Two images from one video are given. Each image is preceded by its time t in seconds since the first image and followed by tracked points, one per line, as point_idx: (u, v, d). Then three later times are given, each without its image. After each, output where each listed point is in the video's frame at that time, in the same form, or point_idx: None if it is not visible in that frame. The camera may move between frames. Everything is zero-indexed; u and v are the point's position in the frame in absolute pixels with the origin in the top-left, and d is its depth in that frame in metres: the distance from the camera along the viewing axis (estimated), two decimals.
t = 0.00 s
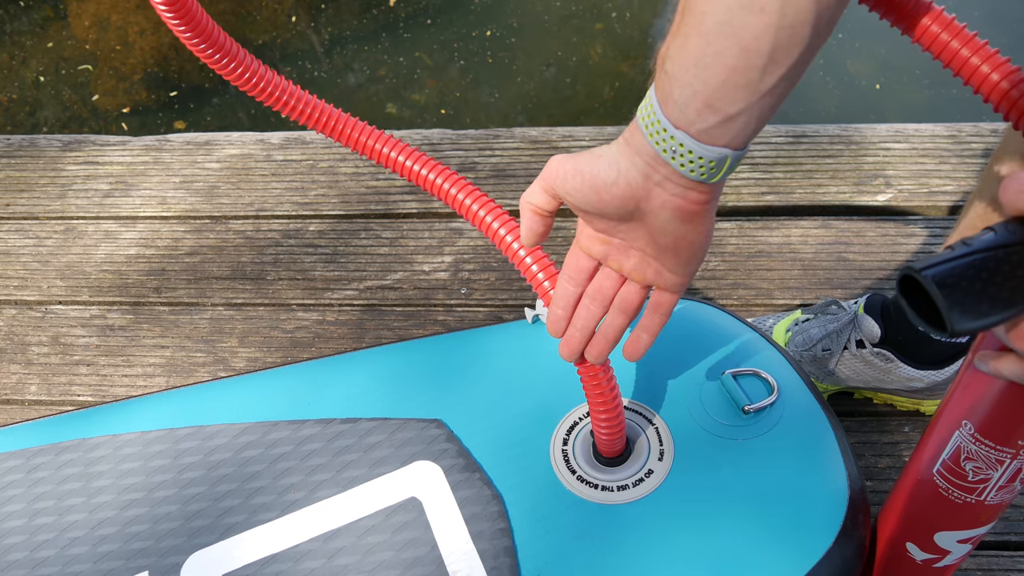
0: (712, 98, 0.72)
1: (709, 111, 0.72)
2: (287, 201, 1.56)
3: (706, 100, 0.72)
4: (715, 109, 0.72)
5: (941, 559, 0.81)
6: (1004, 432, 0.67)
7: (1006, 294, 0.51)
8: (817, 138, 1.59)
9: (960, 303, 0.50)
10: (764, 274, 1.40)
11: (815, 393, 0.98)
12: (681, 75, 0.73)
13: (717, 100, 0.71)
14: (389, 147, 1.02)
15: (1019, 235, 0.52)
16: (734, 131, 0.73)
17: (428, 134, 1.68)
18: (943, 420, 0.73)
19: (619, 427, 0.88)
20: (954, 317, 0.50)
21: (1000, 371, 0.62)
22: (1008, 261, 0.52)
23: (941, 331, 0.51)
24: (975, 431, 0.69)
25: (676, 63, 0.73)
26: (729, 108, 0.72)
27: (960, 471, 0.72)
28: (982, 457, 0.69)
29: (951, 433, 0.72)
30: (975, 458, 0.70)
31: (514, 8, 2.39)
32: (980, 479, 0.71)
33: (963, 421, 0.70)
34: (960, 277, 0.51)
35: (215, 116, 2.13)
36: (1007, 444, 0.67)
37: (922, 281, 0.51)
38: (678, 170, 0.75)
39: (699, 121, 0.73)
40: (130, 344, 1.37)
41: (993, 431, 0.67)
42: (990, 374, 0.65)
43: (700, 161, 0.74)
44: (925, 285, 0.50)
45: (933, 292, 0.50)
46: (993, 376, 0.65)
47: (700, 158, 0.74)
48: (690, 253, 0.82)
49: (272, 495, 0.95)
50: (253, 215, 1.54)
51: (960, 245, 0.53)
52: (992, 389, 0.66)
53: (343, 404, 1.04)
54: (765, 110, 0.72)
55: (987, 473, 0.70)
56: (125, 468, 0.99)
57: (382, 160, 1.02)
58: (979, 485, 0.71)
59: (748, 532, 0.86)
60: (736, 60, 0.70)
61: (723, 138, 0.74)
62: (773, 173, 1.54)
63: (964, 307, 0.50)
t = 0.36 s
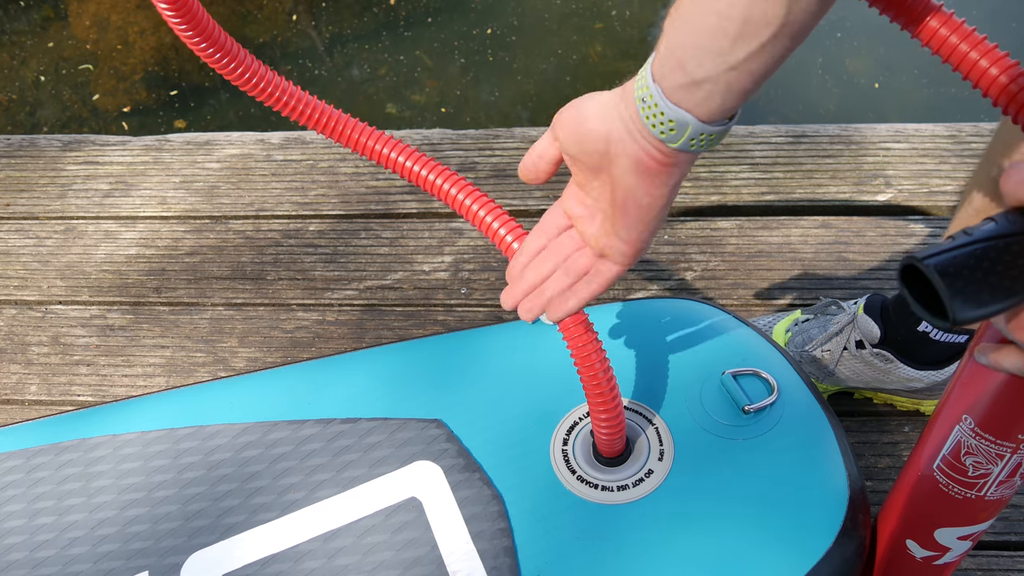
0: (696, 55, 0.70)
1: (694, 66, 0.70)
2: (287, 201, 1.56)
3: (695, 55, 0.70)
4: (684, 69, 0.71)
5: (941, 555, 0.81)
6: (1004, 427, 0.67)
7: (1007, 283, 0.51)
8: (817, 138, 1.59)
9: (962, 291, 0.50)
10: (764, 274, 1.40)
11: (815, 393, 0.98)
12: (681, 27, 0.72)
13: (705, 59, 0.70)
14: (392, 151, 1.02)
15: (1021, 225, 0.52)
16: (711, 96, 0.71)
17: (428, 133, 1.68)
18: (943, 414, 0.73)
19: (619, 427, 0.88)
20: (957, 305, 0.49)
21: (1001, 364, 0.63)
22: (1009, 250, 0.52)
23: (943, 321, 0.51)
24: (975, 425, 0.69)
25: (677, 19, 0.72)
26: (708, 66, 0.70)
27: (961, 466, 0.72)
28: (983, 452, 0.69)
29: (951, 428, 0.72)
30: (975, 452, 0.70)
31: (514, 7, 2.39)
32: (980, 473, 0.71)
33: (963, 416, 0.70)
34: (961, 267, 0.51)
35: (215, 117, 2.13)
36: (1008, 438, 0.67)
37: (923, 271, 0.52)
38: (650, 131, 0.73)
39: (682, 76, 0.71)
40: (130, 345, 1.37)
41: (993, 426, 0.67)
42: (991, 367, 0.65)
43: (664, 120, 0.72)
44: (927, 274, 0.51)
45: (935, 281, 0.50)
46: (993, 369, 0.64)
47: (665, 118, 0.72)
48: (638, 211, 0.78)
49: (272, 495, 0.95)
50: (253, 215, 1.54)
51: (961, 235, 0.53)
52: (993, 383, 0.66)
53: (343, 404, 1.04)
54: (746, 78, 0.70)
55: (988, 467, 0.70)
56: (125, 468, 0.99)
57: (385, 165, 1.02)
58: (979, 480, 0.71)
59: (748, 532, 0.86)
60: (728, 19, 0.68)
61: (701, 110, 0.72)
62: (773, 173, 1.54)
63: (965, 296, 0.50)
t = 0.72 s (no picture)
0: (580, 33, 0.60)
1: (584, 44, 0.60)
2: (287, 201, 1.56)
3: (575, 38, 0.61)
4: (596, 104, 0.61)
5: (941, 549, 0.81)
6: (1002, 413, 0.66)
7: (1006, 260, 0.51)
8: (817, 138, 1.59)
9: (963, 269, 0.50)
10: (764, 274, 1.40)
11: (815, 393, 0.98)
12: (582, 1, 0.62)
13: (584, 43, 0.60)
14: (376, 161, 0.96)
15: (1018, 204, 0.52)
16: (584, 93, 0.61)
17: (428, 134, 1.67)
18: (941, 403, 0.73)
19: (619, 427, 0.88)
20: (958, 283, 0.49)
21: (997, 347, 0.62)
22: (1008, 229, 0.52)
23: (944, 298, 0.51)
24: (973, 413, 0.68)
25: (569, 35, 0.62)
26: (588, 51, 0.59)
27: (959, 455, 0.72)
28: (980, 440, 0.69)
29: (949, 416, 0.71)
30: (973, 440, 0.69)
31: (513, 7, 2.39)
32: (978, 462, 0.70)
33: (961, 403, 0.69)
34: (963, 245, 0.51)
35: (215, 118, 2.13)
36: (1005, 424, 0.66)
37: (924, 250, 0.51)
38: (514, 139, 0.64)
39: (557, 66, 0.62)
40: (130, 344, 1.37)
41: (991, 413, 0.67)
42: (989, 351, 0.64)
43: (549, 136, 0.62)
44: (929, 252, 0.50)
45: (937, 258, 0.50)
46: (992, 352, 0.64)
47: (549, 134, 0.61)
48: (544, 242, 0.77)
49: (272, 495, 0.95)
50: (253, 215, 1.54)
51: (960, 214, 0.53)
52: (992, 367, 0.65)
53: (343, 404, 1.04)
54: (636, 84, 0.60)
55: (985, 455, 0.69)
56: (125, 468, 0.99)
57: (369, 176, 0.96)
58: (977, 469, 0.71)
59: (748, 532, 0.86)
60: None
61: (569, 115, 0.62)
62: (773, 173, 1.54)
63: (967, 273, 0.50)
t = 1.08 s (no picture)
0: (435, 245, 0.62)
1: (454, 233, 0.60)
2: (287, 201, 1.56)
3: (429, 238, 0.62)
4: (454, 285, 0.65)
5: (943, 550, 0.80)
6: (1010, 414, 0.66)
7: None
8: (816, 138, 1.59)
9: (986, 271, 0.49)
10: (763, 274, 1.40)
11: (815, 393, 0.98)
12: (420, 165, 0.58)
13: (449, 265, 0.63)
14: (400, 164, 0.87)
15: None
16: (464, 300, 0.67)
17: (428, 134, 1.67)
18: (948, 404, 0.73)
19: (619, 427, 0.88)
20: (981, 284, 0.48)
21: (1009, 348, 0.62)
22: None
23: (966, 301, 0.49)
24: (981, 413, 0.68)
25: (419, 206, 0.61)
26: (451, 269, 0.63)
27: (965, 456, 0.71)
28: (987, 440, 0.69)
29: (956, 417, 0.71)
30: (981, 441, 0.69)
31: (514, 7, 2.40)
32: (985, 463, 0.70)
33: (968, 404, 0.69)
34: (982, 246, 0.50)
35: (215, 118, 2.13)
36: (1013, 425, 0.66)
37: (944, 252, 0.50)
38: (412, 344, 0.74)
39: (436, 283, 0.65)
40: (130, 344, 1.37)
41: (998, 413, 0.67)
42: (997, 352, 0.64)
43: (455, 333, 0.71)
44: (948, 254, 0.49)
45: (957, 259, 0.48)
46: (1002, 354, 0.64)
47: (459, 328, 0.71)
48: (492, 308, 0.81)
49: (272, 495, 0.95)
50: (253, 215, 1.54)
51: (978, 217, 0.52)
52: (999, 368, 0.65)
53: (343, 404, 1.04)
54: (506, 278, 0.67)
55: (993, 456, 0.69)
56: (125, 467, 0.99)
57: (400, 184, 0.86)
58: (983, 469, 0.71)
59: (748, 532, 0.86)
60: (490, 237, 0.60)
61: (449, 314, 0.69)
62: (773, 173, 1.54)
63: (989, 275, 0.48)
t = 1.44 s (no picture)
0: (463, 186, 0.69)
1: (468, 171, 0.66)
2: (287, 201, 1.56)
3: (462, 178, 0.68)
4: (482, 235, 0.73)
5: (941, 549, 0.80)
6: (1003, 411, 0.66)
7: (1007, 259, 0.50)
8: (816, 138, 1.59)
9: (966, 266, 0.48)
10: (764, 274, 1.40)
11: (815, 393, 0.98)
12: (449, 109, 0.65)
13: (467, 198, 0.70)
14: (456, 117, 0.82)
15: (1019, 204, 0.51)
16: (495, 247, 0.73)
17: (428, 133, 1.67)
18: (942, 403, 0.73)
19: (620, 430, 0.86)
20: (961, 280, 0.47)
21: (1001, 345, 0.62)
22: (1009, 228, 0.50)
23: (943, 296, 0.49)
24: (974, 411, 0.68)
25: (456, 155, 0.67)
26: (475, 211, 0.70)
27: (960, 454, 0.72)
28: (981, 438, 0.68)
29: (950, 415, 0.71)
30: (974, 439, 0.69)
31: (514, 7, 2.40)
32: (979, 461, 0.70)
33: (962, 401, 0.69)
34: (964, 241, 0.49)
35: (215, 118, 2.12)
36: (1006, 423, 0.66)
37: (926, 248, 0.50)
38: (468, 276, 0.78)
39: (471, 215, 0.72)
40: (130, 345, 1.37)
41: (992, 412, 0.67)
42: (991, 349, 0.64)
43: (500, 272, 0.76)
44: (930, 249, 0.49)
45: (938, 255, 0.48)
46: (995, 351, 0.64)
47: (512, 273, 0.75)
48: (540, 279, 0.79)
49: (272, 495, 0.95)
50: (253, 215, 1.54)
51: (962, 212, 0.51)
52: (992, 365, 0.65)
53: (343, 404, 1.04)
54: (532, 241, 0.71)
55: (986, 454, 0.69)
56: (125, 468, 0.99)
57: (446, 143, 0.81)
58: (978, 467, 0.71)
59: (747, 532, 0.86)
60: (489, 187, 0.66)
61: (473, 245, 0.75)
62: (773, 173, 1.54)
63: (969, 270, 0.48)
